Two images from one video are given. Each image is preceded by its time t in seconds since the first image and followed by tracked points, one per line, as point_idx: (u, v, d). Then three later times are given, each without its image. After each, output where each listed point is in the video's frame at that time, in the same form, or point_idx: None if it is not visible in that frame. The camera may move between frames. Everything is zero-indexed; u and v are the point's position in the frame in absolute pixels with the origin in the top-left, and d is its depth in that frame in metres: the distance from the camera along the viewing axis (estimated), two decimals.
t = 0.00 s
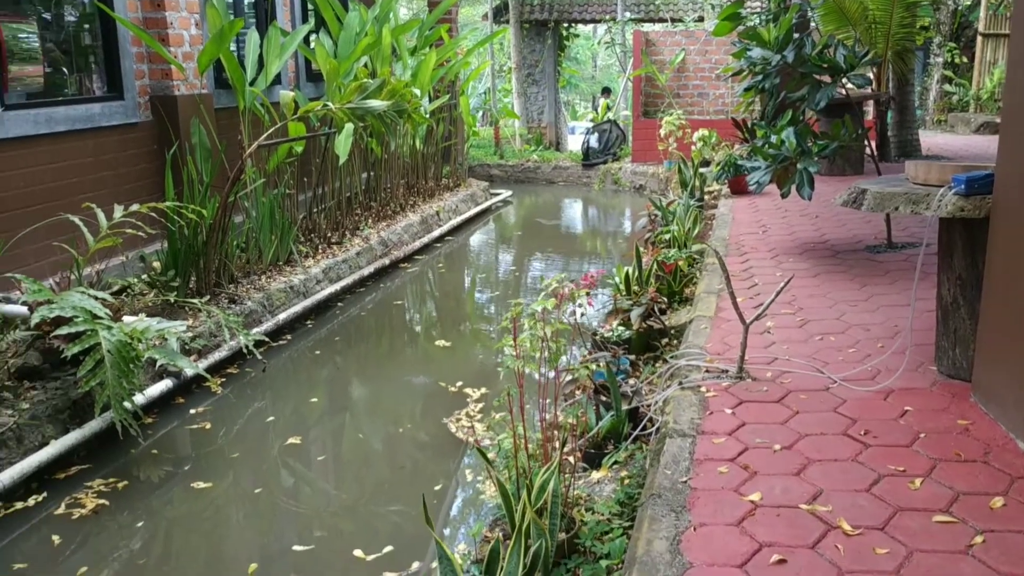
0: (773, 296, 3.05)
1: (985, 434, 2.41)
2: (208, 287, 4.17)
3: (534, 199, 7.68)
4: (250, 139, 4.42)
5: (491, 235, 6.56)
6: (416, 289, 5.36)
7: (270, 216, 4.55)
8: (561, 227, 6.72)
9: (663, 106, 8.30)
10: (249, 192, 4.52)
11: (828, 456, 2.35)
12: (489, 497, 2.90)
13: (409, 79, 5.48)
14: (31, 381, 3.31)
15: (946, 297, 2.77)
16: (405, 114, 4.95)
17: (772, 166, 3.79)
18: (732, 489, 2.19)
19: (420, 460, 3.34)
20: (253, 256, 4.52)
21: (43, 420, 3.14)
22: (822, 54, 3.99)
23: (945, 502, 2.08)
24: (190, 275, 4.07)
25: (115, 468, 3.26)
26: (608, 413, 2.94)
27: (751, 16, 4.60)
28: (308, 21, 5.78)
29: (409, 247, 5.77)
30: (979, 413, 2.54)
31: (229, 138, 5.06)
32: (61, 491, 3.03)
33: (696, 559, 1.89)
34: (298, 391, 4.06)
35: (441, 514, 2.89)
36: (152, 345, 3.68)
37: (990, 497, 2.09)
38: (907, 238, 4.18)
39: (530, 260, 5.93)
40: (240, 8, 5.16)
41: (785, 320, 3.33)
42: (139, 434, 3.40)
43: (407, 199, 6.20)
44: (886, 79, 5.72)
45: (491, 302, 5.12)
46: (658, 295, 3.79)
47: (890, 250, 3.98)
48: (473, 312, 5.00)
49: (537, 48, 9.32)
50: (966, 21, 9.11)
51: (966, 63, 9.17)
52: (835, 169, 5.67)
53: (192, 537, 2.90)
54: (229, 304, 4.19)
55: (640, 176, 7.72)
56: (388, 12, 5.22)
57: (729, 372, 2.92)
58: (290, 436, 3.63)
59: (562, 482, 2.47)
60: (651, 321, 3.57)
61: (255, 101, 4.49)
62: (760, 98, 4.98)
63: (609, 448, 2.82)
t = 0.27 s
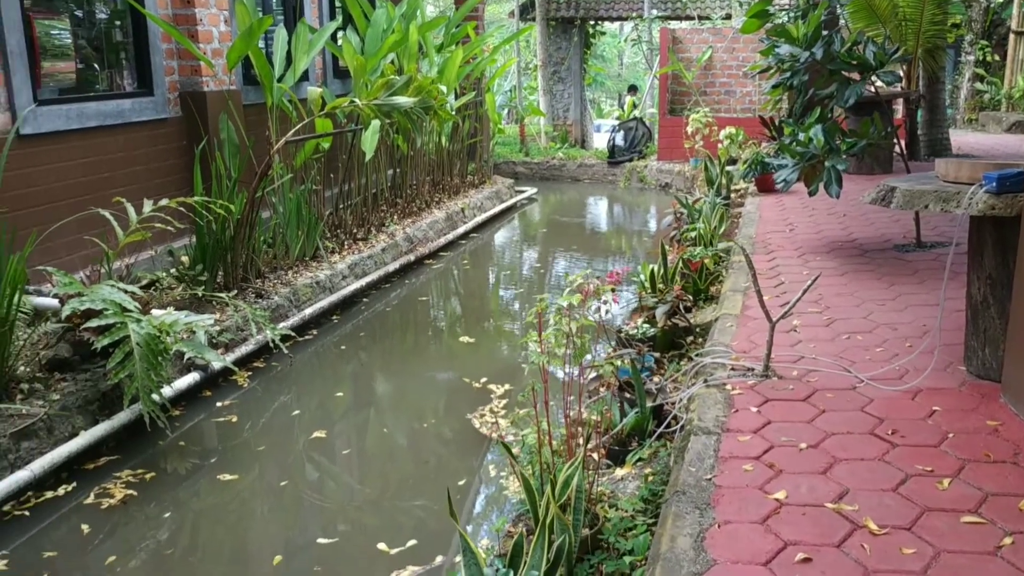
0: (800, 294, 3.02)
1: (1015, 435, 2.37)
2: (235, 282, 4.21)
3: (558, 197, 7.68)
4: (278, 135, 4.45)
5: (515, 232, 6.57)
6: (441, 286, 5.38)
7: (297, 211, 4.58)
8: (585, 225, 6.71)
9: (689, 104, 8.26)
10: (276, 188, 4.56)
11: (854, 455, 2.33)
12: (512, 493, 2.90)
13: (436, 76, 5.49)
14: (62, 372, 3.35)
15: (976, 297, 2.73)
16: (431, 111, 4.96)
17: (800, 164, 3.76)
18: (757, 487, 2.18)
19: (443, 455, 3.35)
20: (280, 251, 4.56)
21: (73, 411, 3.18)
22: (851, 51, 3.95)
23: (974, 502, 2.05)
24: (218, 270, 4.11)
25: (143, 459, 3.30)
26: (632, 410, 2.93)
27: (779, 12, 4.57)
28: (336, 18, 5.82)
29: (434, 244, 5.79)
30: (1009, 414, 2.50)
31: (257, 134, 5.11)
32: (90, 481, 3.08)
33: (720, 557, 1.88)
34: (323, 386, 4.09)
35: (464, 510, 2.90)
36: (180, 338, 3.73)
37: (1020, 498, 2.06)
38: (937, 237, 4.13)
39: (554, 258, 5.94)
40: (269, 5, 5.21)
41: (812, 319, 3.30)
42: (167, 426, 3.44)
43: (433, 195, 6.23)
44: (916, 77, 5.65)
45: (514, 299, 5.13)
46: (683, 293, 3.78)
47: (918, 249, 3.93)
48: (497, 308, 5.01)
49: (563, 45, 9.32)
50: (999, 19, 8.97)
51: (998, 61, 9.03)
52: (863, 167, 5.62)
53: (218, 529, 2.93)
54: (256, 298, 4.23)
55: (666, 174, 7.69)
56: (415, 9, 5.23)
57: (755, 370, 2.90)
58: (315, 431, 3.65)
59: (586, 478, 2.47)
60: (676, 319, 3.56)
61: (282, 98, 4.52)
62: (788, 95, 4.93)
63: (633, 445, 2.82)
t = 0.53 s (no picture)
0: (825, 293, 2.98)
1: None
2: (261, 277, 4.25)
3: (583, 195, 7.67)
4: (303, 132, 4.48)
5: (539, 230, 6.57)
6: (465, 283, 5.40)
7: (323, 208, 4.62)
8: (609, 223, 6.70)
9: (715, 102, 8.20)
10: (302, 185, 4.60)
11: (879, 456, 2.30)
12: (534, 490, 2.90)
13: (461, 74, 5.50)
14: (91, 365, 3.41)
15: (1004, 297, 2.69)
16: (456, 109, 4.96)
17: (826, 162, 3.72)
18: (780, 486, 2.17)
19: (466, 451, 3.36)
20: (305, 247, 4.60)
21: (101, 404, 3.23)
22: (878, 48, 3.92)
23: (1001, 505, 2.03)
24: (244, 265, 4.16)
25: (170, 451, 3.35)
26: (656, 408, 2.92)
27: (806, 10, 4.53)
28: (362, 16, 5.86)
29: (458, 241, 5.81)
30: None
31: (283, 131, 5.15)
32: (117, 473, 3.12)
33: (742, 556, 1.87)
34: (347, 381, 4.11)
35: (486, 506, 2.91)
36: (207, 333, 3.77)
37: None
38: (965, 237, 4.07)
39: (578, 256, 5.93)
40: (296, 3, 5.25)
41: (837, 318, 3.27)
42: (193, 420, 3.48)
43: (457, 193, 6.24)
44: (946, 75, 5.58)
45: (537, 297, 5.13)
46: (707, 291, 3.76)
47: (947, 249, 3.88)
48: (520, 306, 5.01)
49: (588, 43, 9.30)
50: None
51: None
52: (891, 166, 5.55)
53: (242, 521, 2.96)
54: (281, 294, 4.27)
55: (691, 172, 7.65)
56: (441, 7, 5.24)
57: (779, 369, 2.88)
58: (338, 425, 3.68)
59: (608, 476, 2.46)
60: (700, 317, 3.55)
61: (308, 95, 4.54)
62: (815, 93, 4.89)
63: (656, 443, 2.81)
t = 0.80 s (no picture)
0: (844, 294, 2.97)
1: None
2: (280, 276, 4.29)
3: (600, 195, 7.66)
4: (322, 132, 4.51)
5: (557, 230, 6.58)
6: (482, 283, 5.41)
7: (341, 207, 4.65)
8: (627, 224, 6.69)
9: (734, 102, 8.17)
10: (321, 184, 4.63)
11: (898, 458, 2.29)
12: (551, 490, 2.91)
13: (479, 74, 5.52)
14: (112, 363, 3.45)
15: None
16: (474, 109, 4.97)
17: (846, 162, 3.70)
18: (797, 488, 2.16)
19: (482, 450, 3.37)
20: (324, 247, 4.63)
21: (122, 401, 3.26)
22: (899, 48, 3.89)
23: (1022, 508, 2.01)
24: (263, 264, 4.19)
25: (189, 449, 3.38)
26: (673, 409, 2.92)
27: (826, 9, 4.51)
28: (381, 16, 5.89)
29: (476, 241, 5.82)
30: None
31: (303, 131, 5.19)
32: (138, 469, 3.16)
33: (759, 557, 1.87)
34: (364, 380, 4.14)
35: (503, 505, 2.91)
36: (226, 331, 3.80)
37: None
38: (986, 238, 4.03)
39: (595, 256, 5.93)
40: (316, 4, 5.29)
41: (856, 320, 3.25)
42: (213, 417, 3.51)
43: (475, 193, 6.26)
44: (968, 75, 5.53)
45: (554, 297, 5.13)
46: (725, 292, 3.74)
47: (967, 250, 3.85)
48: (538, 306, 5.02)
49: (607, 43, 9.29)
50: None
51: None
52: (912, 167, 5.51)
53: (261, 519, 2.99)
54: (300, 292, 4.30)
55: (709, 172, 7.62)
56: (460, 7, 5.25)
57: (798, 370, 2.87)
58: (356, 424, 3.70)
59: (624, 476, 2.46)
60: (718, 318, 3.53)
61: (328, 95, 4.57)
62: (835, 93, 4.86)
63: (673, 444, 2.81)
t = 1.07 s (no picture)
0: (854, 295, 2.96)
1: None
2: (290, 276, 4.30)
3: (610, 196, 7.67)
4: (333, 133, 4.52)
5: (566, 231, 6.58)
6: (491, 283, 5.42)
7: (351, 208, 4.66)
8: (636, 225, 6.69)
9: (744, 103, 8.15)
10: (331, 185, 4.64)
11: (907, 460, 2.28)
12: (559, 490, 2.91)
13: (489, 76, 5.53)
14: (122, 362, 3.48)
15: None
16: (484, 110, 4.98)
17: (857, 163, 3.69)
18: (806, 489, 2.15)
19: (491, 451, 3.37)
20: (334, 247, 4.65)
21: (133, 400, 3.28)
22: (910, 49, 3.88)
23: None
24: (273, 265, 4.21)
25: (200, 448, 3.40)
26: (681, 410, 2.91)
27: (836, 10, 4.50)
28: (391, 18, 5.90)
29: (485, 242, 5.83)
30: None
31: (313, 132, 5.21)
32: (148, 468, 3.18)
33: (767, 558, 1.87)
34: (373, 380, 4.15)
35: (511, 506, 2.91)
36: (236, 331, 3.82)
37: None
38: (997, 240, 4.01)
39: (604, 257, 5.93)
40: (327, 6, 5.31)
41: (866, 321, 3.24)
42: (223, 416, 3.53)
43: (484, 194, 6.27)
44: (979, 76, 5.51)
45: (563, 298, 5.14)
46: (734, 293, 3.74)
47: (978, 252, 3.83)
48: (547, 307, 5.02)
49: (617, 44, 9.28)
50: None
51: None
52: (923, 168, 5.49)
53: (270, 517, 3.00)
54: (310, 293, 4.31)
55: (719, 174, 7.61)
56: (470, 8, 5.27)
57: (807, 372, 2.86)
58: (365, 424, 3.71)
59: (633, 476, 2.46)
60: (727, 319, 3.53)
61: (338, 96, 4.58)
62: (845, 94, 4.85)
63: (681, 445, 2.80)
